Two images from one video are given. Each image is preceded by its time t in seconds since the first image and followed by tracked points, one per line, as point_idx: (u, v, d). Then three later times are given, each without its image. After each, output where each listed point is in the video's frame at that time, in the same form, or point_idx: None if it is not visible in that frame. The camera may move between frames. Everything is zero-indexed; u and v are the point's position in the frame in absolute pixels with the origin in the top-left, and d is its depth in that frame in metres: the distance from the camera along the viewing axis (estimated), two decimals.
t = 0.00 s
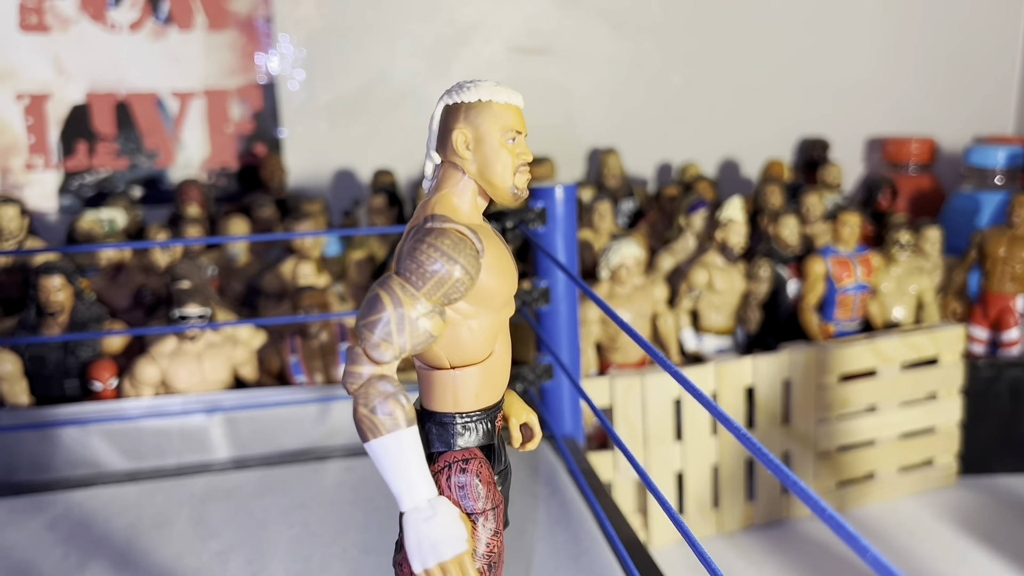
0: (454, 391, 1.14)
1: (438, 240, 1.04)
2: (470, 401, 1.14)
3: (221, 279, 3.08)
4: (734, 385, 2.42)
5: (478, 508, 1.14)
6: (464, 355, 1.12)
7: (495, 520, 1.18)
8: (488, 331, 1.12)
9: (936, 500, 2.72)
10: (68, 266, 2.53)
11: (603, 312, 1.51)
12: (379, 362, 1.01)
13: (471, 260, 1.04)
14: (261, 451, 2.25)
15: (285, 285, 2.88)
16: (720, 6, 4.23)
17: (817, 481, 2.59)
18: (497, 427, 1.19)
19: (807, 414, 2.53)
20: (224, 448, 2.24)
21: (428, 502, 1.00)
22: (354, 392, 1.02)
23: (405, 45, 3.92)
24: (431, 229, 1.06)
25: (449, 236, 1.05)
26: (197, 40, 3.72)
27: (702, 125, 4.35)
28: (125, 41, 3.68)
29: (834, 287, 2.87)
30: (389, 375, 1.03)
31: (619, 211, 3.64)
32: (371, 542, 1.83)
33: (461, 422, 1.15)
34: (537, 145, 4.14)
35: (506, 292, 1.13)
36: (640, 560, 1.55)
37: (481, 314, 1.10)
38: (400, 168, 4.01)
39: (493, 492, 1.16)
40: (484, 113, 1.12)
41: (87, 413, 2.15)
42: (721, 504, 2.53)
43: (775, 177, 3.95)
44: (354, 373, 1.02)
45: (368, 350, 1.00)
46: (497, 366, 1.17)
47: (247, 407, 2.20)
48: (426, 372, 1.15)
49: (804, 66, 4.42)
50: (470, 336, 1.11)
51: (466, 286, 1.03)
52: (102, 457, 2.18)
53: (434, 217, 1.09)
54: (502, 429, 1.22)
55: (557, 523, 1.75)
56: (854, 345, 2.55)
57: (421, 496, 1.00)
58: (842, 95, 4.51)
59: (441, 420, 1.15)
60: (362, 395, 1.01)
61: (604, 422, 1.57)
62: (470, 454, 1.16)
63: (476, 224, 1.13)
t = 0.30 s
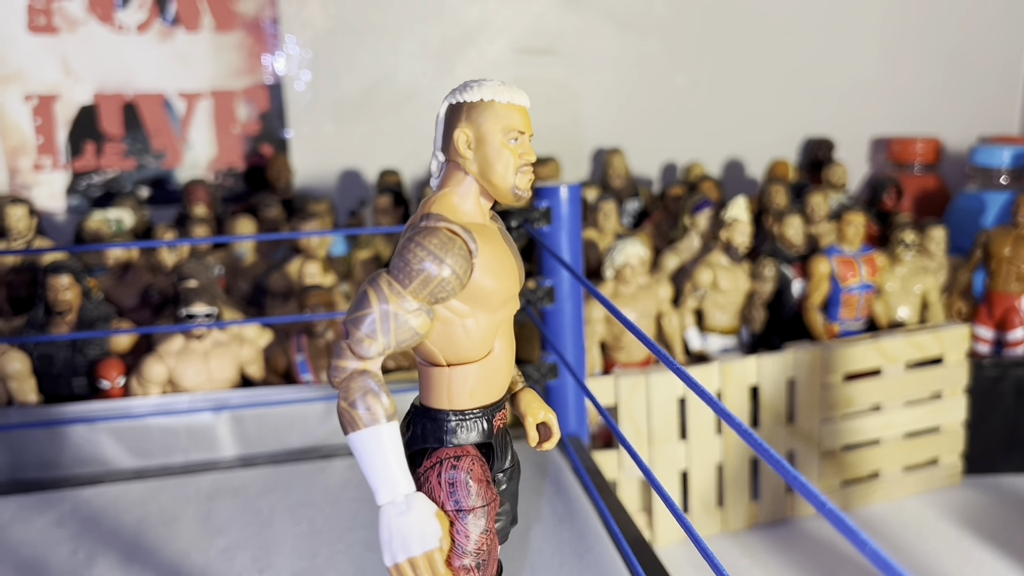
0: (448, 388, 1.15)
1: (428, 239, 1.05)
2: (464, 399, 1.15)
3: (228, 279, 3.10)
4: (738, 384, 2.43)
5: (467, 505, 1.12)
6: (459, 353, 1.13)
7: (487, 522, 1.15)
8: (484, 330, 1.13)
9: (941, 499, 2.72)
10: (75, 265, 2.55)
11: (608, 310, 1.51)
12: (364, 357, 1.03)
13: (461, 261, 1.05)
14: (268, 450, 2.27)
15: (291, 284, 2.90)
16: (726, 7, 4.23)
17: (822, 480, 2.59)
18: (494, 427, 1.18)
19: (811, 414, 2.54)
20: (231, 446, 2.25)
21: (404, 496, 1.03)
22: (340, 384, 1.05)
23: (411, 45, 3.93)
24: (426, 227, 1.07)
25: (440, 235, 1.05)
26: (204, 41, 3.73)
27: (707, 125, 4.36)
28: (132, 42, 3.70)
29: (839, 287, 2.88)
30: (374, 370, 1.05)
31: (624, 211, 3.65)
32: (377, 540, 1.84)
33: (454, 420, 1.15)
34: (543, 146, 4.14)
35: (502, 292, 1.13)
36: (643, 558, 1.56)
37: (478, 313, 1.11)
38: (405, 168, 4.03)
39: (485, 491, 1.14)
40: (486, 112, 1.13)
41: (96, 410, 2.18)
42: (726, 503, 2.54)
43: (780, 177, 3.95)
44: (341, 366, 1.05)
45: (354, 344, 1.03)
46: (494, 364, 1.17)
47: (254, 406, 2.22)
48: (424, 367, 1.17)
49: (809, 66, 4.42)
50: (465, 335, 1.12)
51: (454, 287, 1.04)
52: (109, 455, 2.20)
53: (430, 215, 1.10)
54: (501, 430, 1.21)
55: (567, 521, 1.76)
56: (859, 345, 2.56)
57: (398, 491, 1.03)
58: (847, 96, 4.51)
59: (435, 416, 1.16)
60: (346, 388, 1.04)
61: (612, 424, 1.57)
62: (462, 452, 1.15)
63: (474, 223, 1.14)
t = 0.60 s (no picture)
0: (454, 394, 1.15)
1: (421, 243, 1.07)
2: (468, 407, 1.14)
3: (236, 280, 3.10)
4: (747, 387, 2.42)
5: (457, 511, 1.11)
6: (464, 361, 1.12)
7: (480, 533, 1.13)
8: (492, 342, 1.12)
9: (951, 503, 2.71)
10: (84, 266, 2.56)
11: (615, 313, 1.51)
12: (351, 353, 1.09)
13: (456, 272, 1.06)
14: (275, 451, 2.27)
15: (299, 286, 2.90)
16: (735, 7, 4.22)
17: (831, 483, 2.58)
18: (503, 440, 1.15)
19: (820, 416, 2.53)
20: (239, 447, 2.26)
21: (364, 495, 1.05)
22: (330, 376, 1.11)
23: (420, 46, 3.93)
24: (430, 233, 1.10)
25: (439, 245, 1.07)
26: (213, 42, 3.74)
27: (715, 126, 4.34)
28: (141, 44, 3.71)
29: (848, 288, 2.87)
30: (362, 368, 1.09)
31: (632, 213, 3.66)
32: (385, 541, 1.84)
33: (456, 426, 1.15)
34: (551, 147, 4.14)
35: (515, 305, 1.11)
36: (652, 560, 1.56)
37: (485, 324, 1.10)
38: (413, 170, 4.03)
39: (480, 501, 1.12)
40: (513, 118, 1.11)
41: (103, 411, 2.20)
42: (734, 506, 2.53)
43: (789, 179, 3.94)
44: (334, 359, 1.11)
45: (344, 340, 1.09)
46: (509, 377, 1.15)
47: (261, 407, 2.23)
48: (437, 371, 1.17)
49: (818, 67, 4.41)
50: (471, 344, 1.11)
51: (445, 296, 1.06)
52: (117, 456, 2.21)
53: (441, 219, 1.13)
54: (518, 443, 1.18)
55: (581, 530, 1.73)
56: (868, 347, 2.55)
57: (365, 488, 1.06)
58: (855, 97, 4.49)
59: (439, 420, 1.16)
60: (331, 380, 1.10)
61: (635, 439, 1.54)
62: (464, 457, 1.14)
63: (493, 231, 1.13)
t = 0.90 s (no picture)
0: (458, 397, 1.15)
1: (413, 245, 1.08)
2: (469, 411, 1.15)
3: (251, 281, 3.11)
4: (762, 389, 2.40)
5: (451, 511, 1.11)
6: (467, 365, 1.13)
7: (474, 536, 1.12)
8: (491, 348, 1.10)
9: (968, 507, 2.69)
10: (101, 267, 2.58)
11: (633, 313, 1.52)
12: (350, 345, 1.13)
13: (441, 277, 1.06)
14: (290, 451, 2.33)
15: (313, 287, 2.90)
16: (750, 9, 4.20)
17: (846, 486, 2.57)
18: (509, 447, 1.14)
19: (836, 418, 2.51)
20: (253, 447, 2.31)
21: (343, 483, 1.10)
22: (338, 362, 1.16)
23: (435, 48, 3.94)
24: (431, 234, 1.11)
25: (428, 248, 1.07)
26: (229, 44, 3.74)
27: (730, 128, 4.33)
28: (157, 46, 3.71)
29: (864, 291, 2.86)
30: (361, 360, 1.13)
31: (647, 215, 3.62)
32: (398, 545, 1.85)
33: (459, 428, 1.15)
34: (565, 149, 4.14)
35: (512, 312, 1.09)
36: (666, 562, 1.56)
37: (482, 330, 1.10)
38: (428, 171, 4.04)
39: (478, 505, 1.11)
40: (512, 123, 1.10)
41: (120, 411, 2.24)
42: (749, 509, 2.52)
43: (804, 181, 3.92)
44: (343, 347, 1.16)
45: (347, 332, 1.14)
46: (513, 386, 1.13)
47: (276, 408, 2.27)
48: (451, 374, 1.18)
49: (834, 68, 4.39)
50: (471, 350, 1.11)
51: (428, 300, 1.06)
52: (134, 456, 2.27)
53: (449, 220, 1.13)
54: (530, 451, 1.16)
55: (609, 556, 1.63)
56: (884, 350, 2.53)
57: (355, 474, 1.11)
58: (871, 98, 4.47)
59: (446, 423, 1.18)
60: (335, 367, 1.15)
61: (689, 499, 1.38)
62: (467, 459, 1.14)
63: (497, 234, 1.12)
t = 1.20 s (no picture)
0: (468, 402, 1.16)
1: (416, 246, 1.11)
2: (474, 418, 1.14)
3: (272, 282, 3.12)
4: (784, 393, 2.39)
5: (446, 509, 1.12)
6: (471, 371, 1.13)
7: (470, 544, 1.11)
8: (485, 356, 1.09)
9: (992, 514, 2.66)
10: (125, 267, 2.60)
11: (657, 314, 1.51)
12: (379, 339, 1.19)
13: (431, 280, 1.09)
14: (310, 452, 2.36)
15: (334, 288, 2.90)
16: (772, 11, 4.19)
17: (868, 491, 2.55)
18: (508, 461, 1.11)
19: (858, 423, 2.49)
20: (274, 447, 2.34)
21: (351, 462, 1.16)
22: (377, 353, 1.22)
23: (457, 50, 3.94)
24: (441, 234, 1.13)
25: (426, 251, 1.10)
26: (252, 47, 3.73)
27: (752, 130, 4.31)
28: (182, 48, 3.71)
29: (887, 296, 2.84)
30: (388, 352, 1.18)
31: (667, 217, 3.60)
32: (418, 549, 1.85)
33: (468, 432, 1.16)
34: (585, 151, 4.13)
35: (497, 323, 1.06)
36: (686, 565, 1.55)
37: (475, 337, 1.09)
38: (448, 174, 4.04)
39: (474, 510, 1.11)
40: (506, 134, 1.08)
41: (141, 411, 2.28)
42: (769, 514, 2.50)
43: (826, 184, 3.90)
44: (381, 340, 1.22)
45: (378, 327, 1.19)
46: (509, 400, 1.10)
47: (296, 408, 2.30)
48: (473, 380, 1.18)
49: (857, 70, 4.36)
50: (469, 355, 1.11)
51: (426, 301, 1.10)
52: (155, 455, 2.30)
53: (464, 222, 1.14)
54: (538, 469, 1.11)
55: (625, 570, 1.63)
56: (907, 354, 2.50)
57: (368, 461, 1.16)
58: (894, 101, 4.44)
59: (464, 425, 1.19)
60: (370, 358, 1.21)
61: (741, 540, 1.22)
62: (473, 466, 1.14)
63: (499, 244, 1.09)
